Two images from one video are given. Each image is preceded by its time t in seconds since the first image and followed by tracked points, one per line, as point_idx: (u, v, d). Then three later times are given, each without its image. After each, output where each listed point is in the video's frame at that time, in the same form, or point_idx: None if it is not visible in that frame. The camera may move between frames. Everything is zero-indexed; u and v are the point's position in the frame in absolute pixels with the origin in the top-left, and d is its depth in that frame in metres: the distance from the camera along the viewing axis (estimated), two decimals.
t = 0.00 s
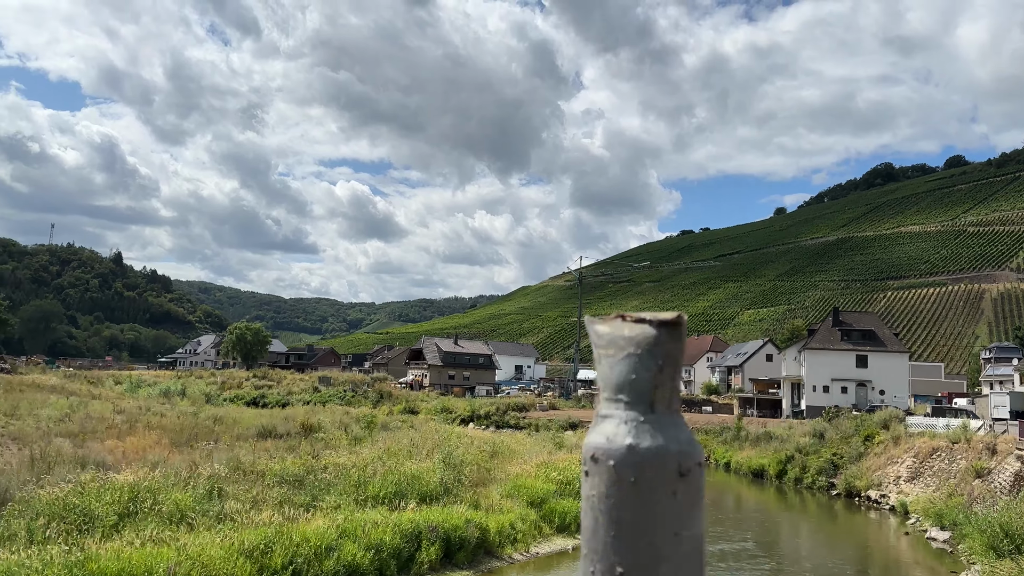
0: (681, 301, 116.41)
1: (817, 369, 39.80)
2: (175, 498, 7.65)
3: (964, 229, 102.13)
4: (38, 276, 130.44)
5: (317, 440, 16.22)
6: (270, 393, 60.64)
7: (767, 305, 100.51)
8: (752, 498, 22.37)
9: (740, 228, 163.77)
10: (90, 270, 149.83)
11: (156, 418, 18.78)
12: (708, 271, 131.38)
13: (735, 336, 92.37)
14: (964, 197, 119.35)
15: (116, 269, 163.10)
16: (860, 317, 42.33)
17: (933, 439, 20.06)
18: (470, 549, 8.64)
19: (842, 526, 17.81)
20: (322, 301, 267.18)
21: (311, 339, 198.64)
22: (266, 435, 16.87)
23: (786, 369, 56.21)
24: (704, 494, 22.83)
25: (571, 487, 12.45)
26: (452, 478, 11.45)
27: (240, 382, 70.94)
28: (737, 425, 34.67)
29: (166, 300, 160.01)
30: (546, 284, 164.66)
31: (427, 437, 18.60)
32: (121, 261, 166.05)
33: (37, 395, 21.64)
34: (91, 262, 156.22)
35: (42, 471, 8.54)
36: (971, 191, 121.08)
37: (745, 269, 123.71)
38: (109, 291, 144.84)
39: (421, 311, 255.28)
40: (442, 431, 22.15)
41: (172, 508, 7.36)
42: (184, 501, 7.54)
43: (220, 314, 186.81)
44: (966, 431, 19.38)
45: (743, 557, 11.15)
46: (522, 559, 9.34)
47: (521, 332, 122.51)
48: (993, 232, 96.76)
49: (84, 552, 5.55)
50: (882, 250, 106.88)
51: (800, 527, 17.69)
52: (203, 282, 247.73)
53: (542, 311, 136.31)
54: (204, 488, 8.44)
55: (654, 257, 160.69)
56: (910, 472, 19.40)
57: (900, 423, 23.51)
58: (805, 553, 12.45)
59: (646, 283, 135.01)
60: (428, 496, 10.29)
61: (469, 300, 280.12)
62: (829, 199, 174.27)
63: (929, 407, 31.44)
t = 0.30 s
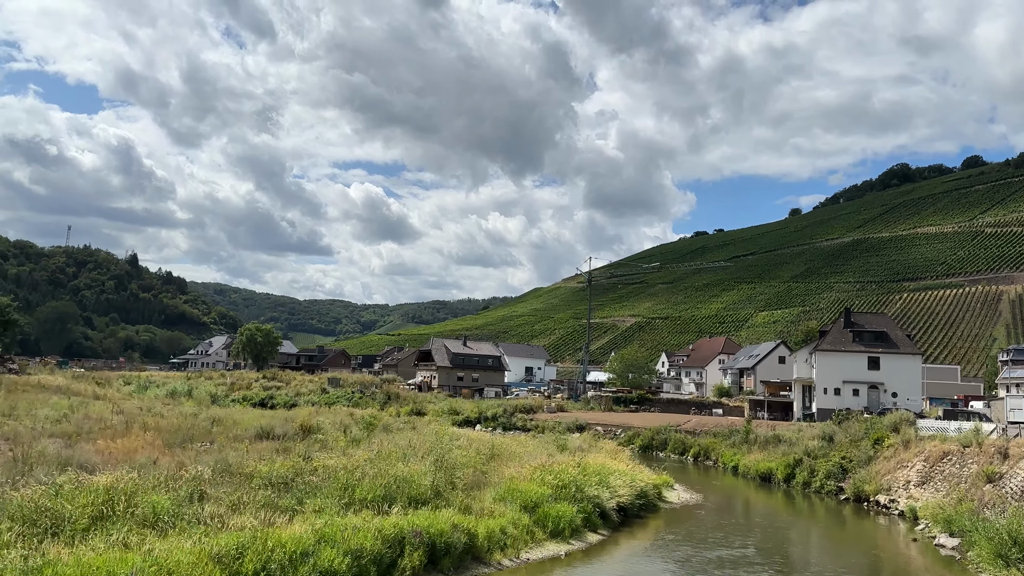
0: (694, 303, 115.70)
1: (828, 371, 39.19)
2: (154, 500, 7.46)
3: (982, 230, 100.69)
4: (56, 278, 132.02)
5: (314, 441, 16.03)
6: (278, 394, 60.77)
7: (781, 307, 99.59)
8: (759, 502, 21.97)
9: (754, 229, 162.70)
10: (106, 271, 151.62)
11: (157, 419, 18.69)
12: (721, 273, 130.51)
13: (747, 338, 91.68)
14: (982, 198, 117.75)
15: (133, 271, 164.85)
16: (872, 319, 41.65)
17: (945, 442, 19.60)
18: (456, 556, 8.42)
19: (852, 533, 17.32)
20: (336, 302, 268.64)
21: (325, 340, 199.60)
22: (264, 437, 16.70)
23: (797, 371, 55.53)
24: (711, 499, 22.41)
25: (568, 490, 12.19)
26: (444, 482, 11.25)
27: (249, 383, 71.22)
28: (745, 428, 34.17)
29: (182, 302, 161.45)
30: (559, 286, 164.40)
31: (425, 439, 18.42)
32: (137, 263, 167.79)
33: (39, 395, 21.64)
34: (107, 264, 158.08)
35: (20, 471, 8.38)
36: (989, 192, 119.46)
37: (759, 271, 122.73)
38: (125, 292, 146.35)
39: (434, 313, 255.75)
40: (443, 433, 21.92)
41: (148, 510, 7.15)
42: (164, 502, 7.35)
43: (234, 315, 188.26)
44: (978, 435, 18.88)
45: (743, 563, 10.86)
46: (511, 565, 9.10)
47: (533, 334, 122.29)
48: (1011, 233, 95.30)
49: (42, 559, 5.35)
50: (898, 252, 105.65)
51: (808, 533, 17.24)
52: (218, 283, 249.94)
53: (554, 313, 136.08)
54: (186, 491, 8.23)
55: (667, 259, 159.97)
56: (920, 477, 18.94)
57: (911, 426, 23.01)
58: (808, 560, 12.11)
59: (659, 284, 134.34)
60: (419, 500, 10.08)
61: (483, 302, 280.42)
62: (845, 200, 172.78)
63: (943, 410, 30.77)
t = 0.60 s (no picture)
0: (709, 303, 114.81)
1: (842, 371, 38.59)
2: (132, 500, 7.25)
3: (1003, 229, 98.90)
4: (75, 280, 134.04)
5: (314, 442, 15.89)
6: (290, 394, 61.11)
7: (798, 307, 98.50)
8: (769, 505, 21.57)
9: (771, 229, 161.27)
10: (125, 273, 153.74)
11: (159, 418, 18.65)
12: (737, 273, 129.35)
13: (763, 338, 90.78)
14: (1003, 196, 115.71)
15: (151, 272, 167.02)
16: (887, 318, 40.92)
17: (958, 444, 19.12)
18: (445, 559, 8.21)
19: (863, 537, 16.87)
20: (352, 304, 270.36)
21: (341, 341, 200.87)
22: (266, 437, 16.59)
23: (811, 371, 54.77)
24: (719, 501, 22.04)
25: (566, 492, 11.94)
26: (439, 484, 11.05)
27: (261, 383, 71.64)
28: (756, 429, 33.66)
29: (200, 304, 163.41)
30: (574, 287, 164.05)
31: (428, 439, 18.22)
32: (155, 264, 169.98)
33: (47, 395, 21.76)
34: (126, 265, 160.38)
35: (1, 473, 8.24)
36: (1010, 190, 117.37)
37: (775, 271, 121.60)
38: (144, 294, 148.23)
39: (450, 314, 256.17)
40: (447, 433, 21.72)
41: (126, 509, 6.96)
42: (144, 502, 7.17)
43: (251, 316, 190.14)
44: (994, 437, 18.36)
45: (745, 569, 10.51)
46: (503, 571, 8.85)
47: (547, 334, 122.07)
48: None
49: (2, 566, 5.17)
50: (917, 251, 104.11)
51: (817, 536, 16.86)
52: (236, 284, 252.58)
53: (568, 313, 135.80)
54: (170, 493, 8.07)
55: (682, 259, 158.90)
56: (932, 480, 18.44)
57: (924, 427, 22.46)
58: (814, 564, 11.74)
59: (674, 285, 133.53)
60: (412, 503, 9.88)
61: (498, 303, 280.65)
62: (863, 199, 170.85)
63: (959, 411, 30.10)
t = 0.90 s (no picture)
0: (726, 303, 113.84)
1: (857, 371, 37.90)
2: (114, 501, 7.11)
3: None
4: (96, 281, 136.17)
5: (317, 442, 15.75)
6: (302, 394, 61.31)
7: (816, 307, 97.32)
8: (780, 507, 21.13)
9: (790, 228, 159.68)
10: (144, 274, 155.80)
11: (163, 418, 18.63)
12: (754, 272, 128.06)
13: (780, 338, 89.69)
14: None
15: (170, 273, 169.16)
16: (905, 317, 40.12)
17: (975, 446, 18.58)
18: (435, 563, 7.98)
19: (877, 541, 16.42)
20: (370, 304, 271.98)
21: (358, 341, 202.40)
22: (269, 437, 16.48)
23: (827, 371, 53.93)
24: (729, 503, 21.66)
25: (566, 494, 11.68)
26: (435, 486, 10.82)
27: (274, 383, 72.06)
28: (769, 430, 33.13)
29: (218, 305, 165.16)
30: (590, 287, 163.64)
31: (432, 440, 18.04)
32: (174, 265, 172.07)
33: (56, 394, 21.90)
34: (146, 266, 162.56)
35: None
36: None
37: (793, 270, 120.27)
38: (163, 295, 150.09)
39: (466, 314, 256.40)
40: (452, 433, 21.51)
41: (105, 511, 6.81)
42: (124, 503, 7.01)
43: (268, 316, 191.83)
44: (1011, 438, 17.83)
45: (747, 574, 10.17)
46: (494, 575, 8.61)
47: (562, 334, 121.76)
48: None
49: None
50: (938, 250, 102.36)
51: (828, 540, 16.43)
52: (254, 285, 255.06)
53: (584, 313, 135.43)
54: (154, 494, 7.91)
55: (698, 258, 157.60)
56: (948, 482, 17.93)
57: (940, 428, 21.88)
58: (821, 569, 11.32)
59: (691, 285, 132.64)
60: (405, 505, 9.68)
61: (515, 303, 280.82)
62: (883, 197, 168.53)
63: (979, 412, 29.32)
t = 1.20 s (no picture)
0: (743, 301, 112.81)
1: (873, 370, 37.23)
2: (94, 502, 6.98)
3: None
4: (115, 282, 138.16)
5: (320, 442, 15.63)
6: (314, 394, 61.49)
7: (835, 305, 96.10)
8: (792, 508, 20.67)
9: (808, 226, 157.95)
10: (163, 275, 157.82)
11: (166, 418, 18.58)
12: (771, 271, 126.57)
13: (799, 337, 88.49)
14: None
15: (190, 274, 171.27)
16: (921, 314, 39.29)
17: (992, 445, 18.06)
18: (423, 568, 7.73)
19: (891, 543, 15.95)
20: (387, 305, 273.40)
21: (375, 341, 203.59)
22: (271, 437, 16.33)
23: (843, 370, 53.10)
24: (739, 503, 21.26)
25: (564, 496, 11.40)
26: (430, 487, 10.61)
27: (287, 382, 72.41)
28: (783, 430, 32.57)
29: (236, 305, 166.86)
30: (607, 286, 163.09)
31: (437, 440, 17.84)
32: (193, 266, 174.06)
33: (62, 395, 22.04)
34: (165, 267, 164.77)
35: None
36: None
37: (812, 268, 118.93)
38: (183, 295, 151.89)
39: (482, 314, 256.25)
40: (458, 433, 21.24)
41: (83, 512, 6.67)
42: (104, 504, 6.89)
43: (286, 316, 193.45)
44: None
45: None
46: None
47: (577, 333, 121.40)
48: None
49: None
50: (959, 247, 100.60)
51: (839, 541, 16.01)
52: (273, 285, 257.52)
53: (600, 312, 134.94)
54: (140, 494, 7.79)
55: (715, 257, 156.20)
56: (963, 483, 17.42)
57: (956, 428, 21.31)
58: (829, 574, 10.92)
59: (708, 283, 131.69)
60: (399, 506, 9.48)
61: (531, 302, 280.77)
62: (903, 194, 166.18)
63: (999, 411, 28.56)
